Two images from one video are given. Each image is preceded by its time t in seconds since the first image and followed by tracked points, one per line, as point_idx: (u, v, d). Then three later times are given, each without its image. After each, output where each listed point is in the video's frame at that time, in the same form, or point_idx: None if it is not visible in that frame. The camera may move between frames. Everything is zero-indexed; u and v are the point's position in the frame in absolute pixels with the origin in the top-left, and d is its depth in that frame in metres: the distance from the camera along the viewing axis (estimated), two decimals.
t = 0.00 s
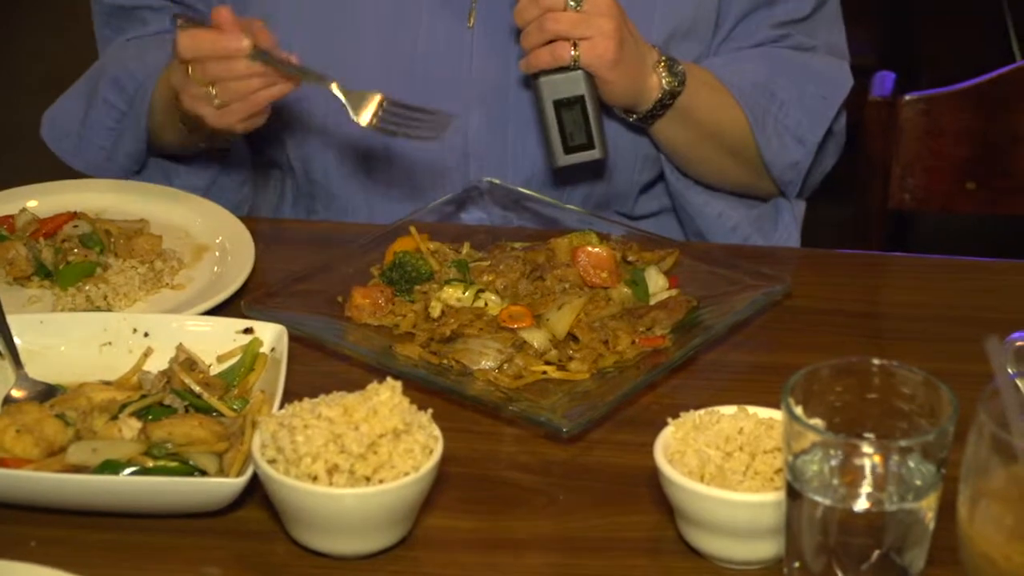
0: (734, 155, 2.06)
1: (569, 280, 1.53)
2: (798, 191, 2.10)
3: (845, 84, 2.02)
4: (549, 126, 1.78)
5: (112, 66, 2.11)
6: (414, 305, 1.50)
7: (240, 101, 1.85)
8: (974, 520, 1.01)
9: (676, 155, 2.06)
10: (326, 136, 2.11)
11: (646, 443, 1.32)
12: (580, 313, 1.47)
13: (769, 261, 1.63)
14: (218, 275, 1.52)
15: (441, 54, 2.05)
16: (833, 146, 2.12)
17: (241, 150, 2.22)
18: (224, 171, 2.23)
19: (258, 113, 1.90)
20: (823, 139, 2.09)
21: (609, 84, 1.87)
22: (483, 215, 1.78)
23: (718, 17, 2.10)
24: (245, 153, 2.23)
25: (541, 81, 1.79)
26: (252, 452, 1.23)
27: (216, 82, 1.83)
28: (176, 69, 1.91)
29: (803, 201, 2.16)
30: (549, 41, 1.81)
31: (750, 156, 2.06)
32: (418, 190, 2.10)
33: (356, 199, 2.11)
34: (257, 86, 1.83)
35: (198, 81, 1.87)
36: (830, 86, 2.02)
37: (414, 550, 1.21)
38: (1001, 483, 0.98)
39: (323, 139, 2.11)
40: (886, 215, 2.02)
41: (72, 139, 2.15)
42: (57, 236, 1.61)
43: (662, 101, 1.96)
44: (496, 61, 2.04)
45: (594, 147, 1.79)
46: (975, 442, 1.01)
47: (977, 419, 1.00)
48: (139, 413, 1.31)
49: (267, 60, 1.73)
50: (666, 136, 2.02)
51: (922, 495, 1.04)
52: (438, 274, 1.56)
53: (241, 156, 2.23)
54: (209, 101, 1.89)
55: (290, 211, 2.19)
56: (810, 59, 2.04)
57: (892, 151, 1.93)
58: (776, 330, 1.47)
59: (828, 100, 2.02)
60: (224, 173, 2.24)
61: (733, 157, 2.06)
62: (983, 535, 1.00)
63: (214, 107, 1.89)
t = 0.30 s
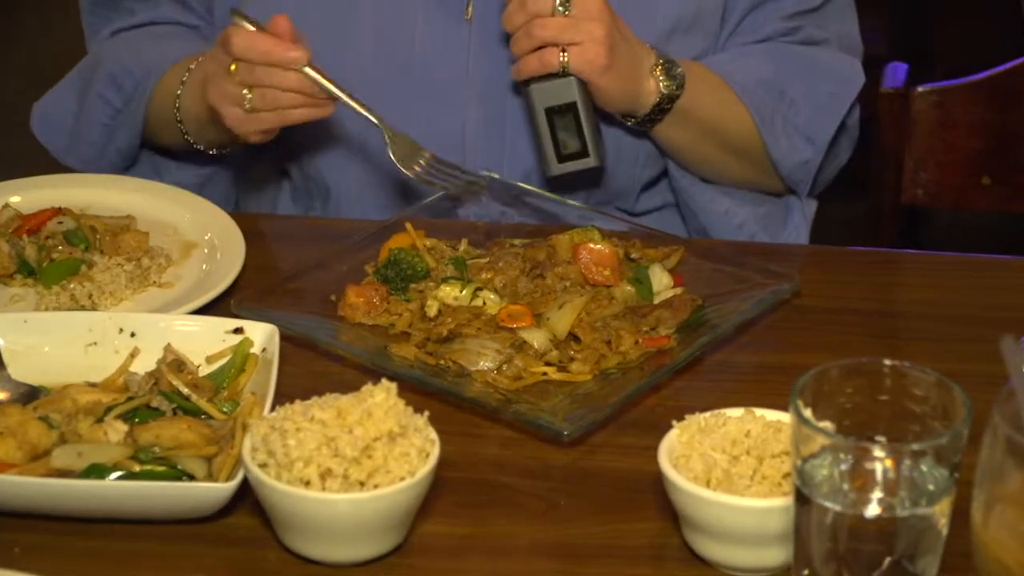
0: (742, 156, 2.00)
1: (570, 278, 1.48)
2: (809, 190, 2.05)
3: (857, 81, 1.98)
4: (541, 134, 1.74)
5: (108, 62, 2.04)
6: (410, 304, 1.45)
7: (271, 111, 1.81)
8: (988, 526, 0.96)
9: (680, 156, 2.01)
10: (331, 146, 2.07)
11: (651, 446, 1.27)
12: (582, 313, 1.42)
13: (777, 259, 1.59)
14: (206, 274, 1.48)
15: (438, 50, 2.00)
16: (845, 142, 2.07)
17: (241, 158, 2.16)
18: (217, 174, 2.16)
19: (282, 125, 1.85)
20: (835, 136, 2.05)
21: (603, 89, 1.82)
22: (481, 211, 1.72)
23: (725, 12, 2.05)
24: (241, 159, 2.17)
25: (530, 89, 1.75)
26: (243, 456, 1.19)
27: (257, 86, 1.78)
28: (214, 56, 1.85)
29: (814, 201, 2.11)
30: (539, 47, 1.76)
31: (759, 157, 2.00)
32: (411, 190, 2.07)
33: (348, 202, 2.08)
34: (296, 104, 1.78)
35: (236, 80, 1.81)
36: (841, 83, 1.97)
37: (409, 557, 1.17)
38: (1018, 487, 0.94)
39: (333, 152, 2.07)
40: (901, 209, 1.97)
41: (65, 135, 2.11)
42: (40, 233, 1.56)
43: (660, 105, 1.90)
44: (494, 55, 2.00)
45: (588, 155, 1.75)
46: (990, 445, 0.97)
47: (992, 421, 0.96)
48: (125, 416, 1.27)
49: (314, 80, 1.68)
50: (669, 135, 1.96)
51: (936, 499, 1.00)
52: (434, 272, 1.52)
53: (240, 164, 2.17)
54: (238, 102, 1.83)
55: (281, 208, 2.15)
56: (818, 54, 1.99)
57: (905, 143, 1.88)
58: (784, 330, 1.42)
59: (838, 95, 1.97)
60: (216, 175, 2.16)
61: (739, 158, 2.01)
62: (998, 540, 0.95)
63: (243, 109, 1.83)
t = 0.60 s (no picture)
0: (752, 158, 1.94)
1: (572, 277, 1.45)
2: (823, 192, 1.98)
3: (872, 83, 1.90)
4: (547, 144, 1.68)
5: (105, 58, 1.98)
6: (406, 303, 1.41)
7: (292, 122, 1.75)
8: (1004, 533, 0.92)
9: (689, 160, 1.94)
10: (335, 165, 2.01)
11: (656, 449, 1.23)
12: (584, 311, 1.38)
13: (787, 256, 1.55)
14: (195, 271, 1.44)
15: (435, 49, 1.93)
16: (861, 143, 1.99)
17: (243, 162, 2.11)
18: (214, 173, 2.13)
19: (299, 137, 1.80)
20: (851, 137, 1.97)
21: (610, 98, 1.74)
22: (480, 204, 1.68)
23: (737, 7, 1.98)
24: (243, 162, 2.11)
25: (534, 97, 1.68)
26: (233, 460, 1.15)
27: (284, 98, 1.72)
28: (240, 57, 1.76)
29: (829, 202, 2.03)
30: (542, 55, 1.68)
31: (770, 159, 1.94)
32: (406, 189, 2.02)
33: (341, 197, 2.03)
34: (318, 122, 1.73)
35: (261, 88, 1.74)
36: (856, 86, 1.90)
37: (405, 564, 1.13)
38: None
39: (337, 168, 2.01)
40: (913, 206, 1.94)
41: (59, 130, 2.05)
42: (24, 230, 1.53)
43: (670, 110, 1.82)
44: (493, 50, 1.93)
45: (595, 166, 1.67)
46: (1005, 450, 0.92)
47: (1007, 425, 0.92)
48: (112, 419, 1.23)
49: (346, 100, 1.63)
50: (678, 140, 1.90)
51: (949, 504, 0.95)
52: (431, 270, 1.47)
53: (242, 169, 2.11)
54: (259, 109, 1.77)
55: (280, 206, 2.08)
56: (834, 55, 1.91)
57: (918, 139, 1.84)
58: (793, 330, 1.38)
59: (853, 99, 1.90)
60: (213, 174, 2.13)
61: (750, 160, 1.95)
62: (1013, 548, 0.91)
63: (262, 116, 1.78)
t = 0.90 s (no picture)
0: (763, 156, 1.89)
1: (574, 275, 1.40)
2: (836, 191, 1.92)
3: (887, 79, 1.87)
4: (552, 144, 1.63)
5: (104, 65, 1.86)
6: (401, 302, 1.37)
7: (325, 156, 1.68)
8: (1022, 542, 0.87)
9: (695, 156, 1.90)
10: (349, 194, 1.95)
11: (661, 454, 1.19)
12: (586, 310, 1.34)
13: (797, 254, 1.50)
14: (184, 270, 1.40)
15: (437, 44, 1.89)
16: (875, 140, 1.95)
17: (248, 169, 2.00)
18: (215, 178, 2.01)
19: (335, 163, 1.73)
20: (865, 135, 1.92)
21: (617, 97, 1.69)
22: (478, 200, 1.65)
23: None
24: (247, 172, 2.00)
25: (540, 94, 1.63)
26: (222, 464, 1.11)
27: (312, 136, 1.64)
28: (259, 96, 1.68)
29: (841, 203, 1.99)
30: (547, 52, 1.64)
31: (781, 157, 1.89)
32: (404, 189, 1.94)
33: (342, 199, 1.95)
34: (352, 154, 1.65)
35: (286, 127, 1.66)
36: (870, 82, 1.86)
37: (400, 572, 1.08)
38: None
39: (354, 197, 1.95)
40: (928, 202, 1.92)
41: (60, 142, 1.95)
42: (7, 227, 1.48)
43: (678, 108, 1.77)
44: (497, 45, 1.89)
45: (602, 165, 1.63)
46: None
47: None
48: (98, 421, 1.19)
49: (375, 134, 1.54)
50: (687, 138, 1.85)
51: (964, 510, 0.89)
52: (428, 269, 1.43)
53: (247, 177, 2.01)
54: (288, 145, 1.69)
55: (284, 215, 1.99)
56: (847, 51, 1.87)
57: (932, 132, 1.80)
58: (802, 330, 1.34)
59: (867, 96, 1.86)
60: (213, 180, 2.01)
61: (761, 159, 1.90)
62: None
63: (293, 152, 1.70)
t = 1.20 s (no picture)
0: (770, 152, 1.85)
1: (575, 274, 1.36)
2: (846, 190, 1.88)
3: (901, 75, 1.81)
4: (553, 138, 1.58)
5: (92, 58, 1.82)
6: (397, 302, 1.33)
7: (320, 154, 1.63)
8: None
9: (709, 155, 1.85)
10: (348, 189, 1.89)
11: (666, 460, 1.15)
12: (589, 310, 1.30)
13: (808, 252, 1.46)
14: (172, 269, 1.36)
15: (437, 37, 1.85)
16: (888, 139, 1.90)
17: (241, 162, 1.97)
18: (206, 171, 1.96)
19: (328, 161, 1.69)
20: (878, 133, 1.88)
21: (621, 89, 1.65)
22: (477, 195, 1.61)
23: None
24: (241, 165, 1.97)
25: (540, 86, 1.57)
26: (211, 470, 1.07)
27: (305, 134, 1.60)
28: (249, 93, 1.64)
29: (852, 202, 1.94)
30: (549, 41, 1.59)
31: (789, 154, 1.85)
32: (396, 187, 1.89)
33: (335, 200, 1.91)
34: (346, 152, 1.60)
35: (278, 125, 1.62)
36: (884, 78, 1.81)
37: None
38: None
39: (353, 193, 1.89)
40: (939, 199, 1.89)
41: (46, 137, 1.90)
42: None
43: (684, 102, 1.73)
44: (498, 38, 1.86)
45: (604, 159, 1.58)
46: None
47: None
48: (83, 426, 1.15)
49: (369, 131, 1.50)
50: (694, 137, 1.81)
51: (978, 518, 0.85)
52: (425, 267, 1.39)
53: (240, 170, 1.97)
54: (280, 146, 1.65)
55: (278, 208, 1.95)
56: (859, 45, 1.83)
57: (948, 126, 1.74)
58: (812, 331, 1.29)
59: (878, 92, 1.81)
60: (204, 173, 1.97)
61: (768, 155, 1.86)
62: None
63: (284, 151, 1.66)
